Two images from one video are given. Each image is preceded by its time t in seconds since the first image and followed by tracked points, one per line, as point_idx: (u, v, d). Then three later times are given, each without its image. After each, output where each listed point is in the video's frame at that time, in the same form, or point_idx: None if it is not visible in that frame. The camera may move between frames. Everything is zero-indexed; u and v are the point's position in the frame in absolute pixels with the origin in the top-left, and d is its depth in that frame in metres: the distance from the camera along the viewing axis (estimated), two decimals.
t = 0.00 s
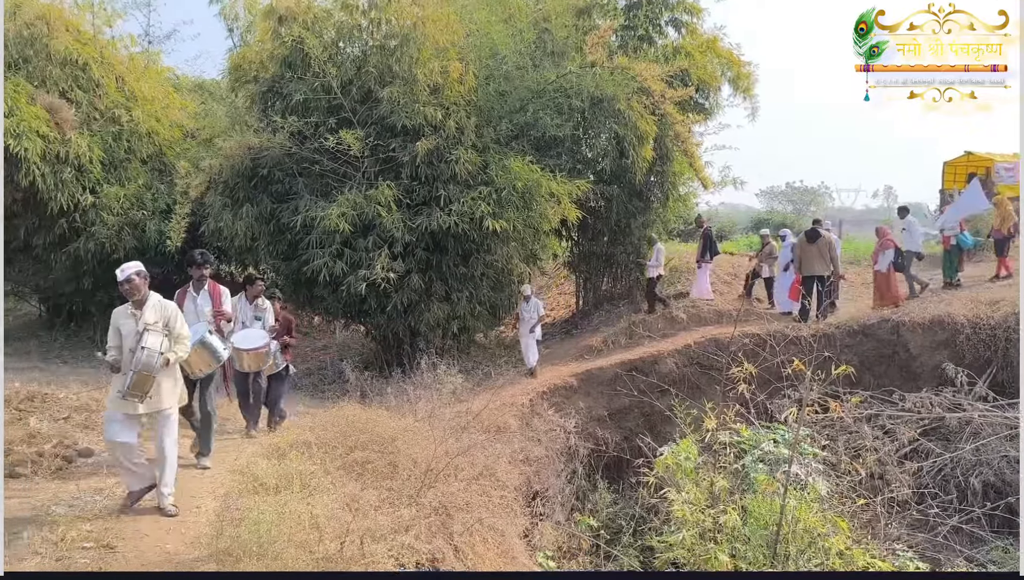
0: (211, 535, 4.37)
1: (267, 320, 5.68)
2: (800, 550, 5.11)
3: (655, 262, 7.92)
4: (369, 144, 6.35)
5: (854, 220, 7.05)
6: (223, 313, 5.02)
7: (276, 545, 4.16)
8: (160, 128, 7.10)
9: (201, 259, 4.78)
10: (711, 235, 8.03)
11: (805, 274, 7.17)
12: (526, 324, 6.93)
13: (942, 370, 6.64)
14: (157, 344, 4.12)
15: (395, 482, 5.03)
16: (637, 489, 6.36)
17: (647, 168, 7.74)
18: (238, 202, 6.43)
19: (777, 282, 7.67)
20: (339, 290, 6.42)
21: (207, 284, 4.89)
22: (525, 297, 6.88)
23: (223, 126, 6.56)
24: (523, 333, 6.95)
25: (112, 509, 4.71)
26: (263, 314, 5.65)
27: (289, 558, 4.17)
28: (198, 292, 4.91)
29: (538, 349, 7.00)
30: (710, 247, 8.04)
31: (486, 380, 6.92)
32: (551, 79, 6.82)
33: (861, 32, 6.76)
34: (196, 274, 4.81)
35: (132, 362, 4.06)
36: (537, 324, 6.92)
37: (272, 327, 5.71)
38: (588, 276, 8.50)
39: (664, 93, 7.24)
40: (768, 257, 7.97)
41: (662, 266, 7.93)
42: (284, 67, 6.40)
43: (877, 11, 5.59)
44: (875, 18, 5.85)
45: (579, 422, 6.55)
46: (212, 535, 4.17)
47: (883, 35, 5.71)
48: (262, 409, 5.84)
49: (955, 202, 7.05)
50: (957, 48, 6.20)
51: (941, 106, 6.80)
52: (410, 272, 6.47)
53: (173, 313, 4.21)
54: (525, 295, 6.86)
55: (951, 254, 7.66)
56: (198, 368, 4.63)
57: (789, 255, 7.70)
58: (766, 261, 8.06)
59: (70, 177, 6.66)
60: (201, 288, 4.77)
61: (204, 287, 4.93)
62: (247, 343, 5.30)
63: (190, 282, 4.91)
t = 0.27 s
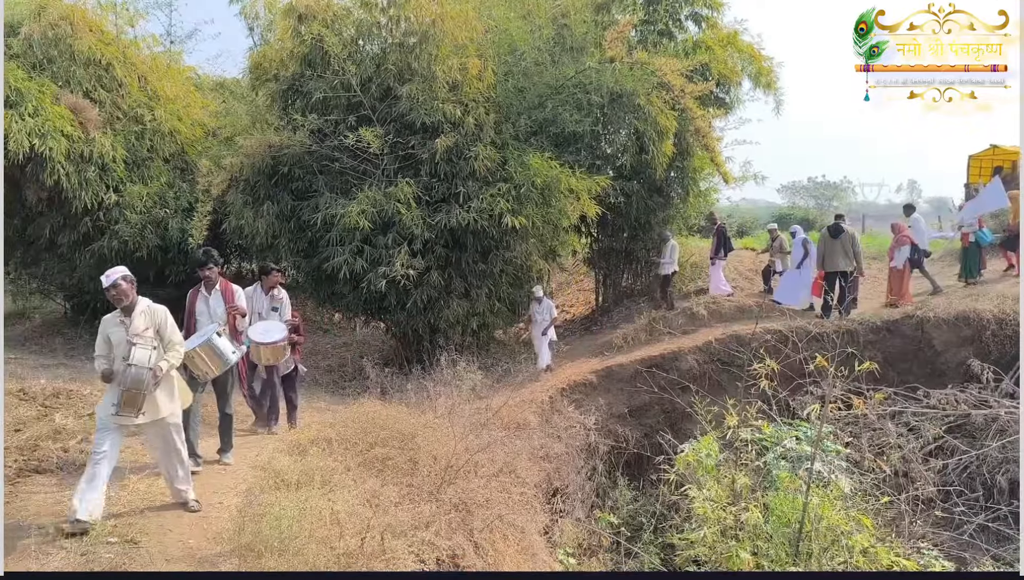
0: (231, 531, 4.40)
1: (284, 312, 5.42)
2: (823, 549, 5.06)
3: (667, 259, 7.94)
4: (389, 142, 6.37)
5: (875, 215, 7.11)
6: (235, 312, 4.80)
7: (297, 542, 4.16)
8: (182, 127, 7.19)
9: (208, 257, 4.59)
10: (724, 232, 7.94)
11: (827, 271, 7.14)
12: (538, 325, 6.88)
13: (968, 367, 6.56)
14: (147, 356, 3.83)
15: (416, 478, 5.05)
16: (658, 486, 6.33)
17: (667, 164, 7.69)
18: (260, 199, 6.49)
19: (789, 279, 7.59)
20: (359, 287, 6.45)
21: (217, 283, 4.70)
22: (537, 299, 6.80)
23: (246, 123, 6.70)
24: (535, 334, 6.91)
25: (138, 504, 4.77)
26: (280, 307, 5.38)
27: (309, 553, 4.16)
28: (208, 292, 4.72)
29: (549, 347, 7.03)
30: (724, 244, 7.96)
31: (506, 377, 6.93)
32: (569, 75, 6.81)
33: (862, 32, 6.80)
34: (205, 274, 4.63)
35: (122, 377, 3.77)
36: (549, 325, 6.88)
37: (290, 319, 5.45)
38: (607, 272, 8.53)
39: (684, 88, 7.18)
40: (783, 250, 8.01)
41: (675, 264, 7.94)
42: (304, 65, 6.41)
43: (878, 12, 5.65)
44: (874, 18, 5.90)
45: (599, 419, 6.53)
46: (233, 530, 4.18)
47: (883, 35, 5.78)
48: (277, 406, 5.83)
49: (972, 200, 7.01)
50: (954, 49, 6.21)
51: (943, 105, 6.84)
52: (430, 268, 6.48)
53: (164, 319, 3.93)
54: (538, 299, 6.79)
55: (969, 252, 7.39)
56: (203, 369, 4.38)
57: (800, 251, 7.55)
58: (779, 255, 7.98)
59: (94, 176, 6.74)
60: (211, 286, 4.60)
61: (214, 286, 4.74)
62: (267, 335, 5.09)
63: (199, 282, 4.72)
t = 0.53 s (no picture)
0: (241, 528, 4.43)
1: (284, 312, 5.54)
2: (833, 546, 5.05)
3: (671, 258, 7.92)
4: (397, 140, 6.38)
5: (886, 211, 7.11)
6: (232, 311, 4.80)
7: (307, 538, 4.20)
8: (191, 126, 7.21)
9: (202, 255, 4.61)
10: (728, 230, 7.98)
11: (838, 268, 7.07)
12: (539, 325, 6.93)
13: (979, 363, 6.52)
14: (115, 348, 3.95)
15: (425, 476, 5.06)
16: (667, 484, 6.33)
17: (675, 160, 7.66)
18: (268, 198, 6.50)
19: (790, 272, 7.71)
20: (368, 285, 6.47)
21: (211, 281, 4.71)
22: (539, 299, 6.87)
23: (254, 122, 6.71)
24: (536, 333, 6.94)
25: (150, 502, 4.81)
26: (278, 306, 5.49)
27: (319, 550, 4.18)
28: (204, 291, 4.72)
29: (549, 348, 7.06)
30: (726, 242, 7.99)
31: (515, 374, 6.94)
32: (577, 72, 6.80)
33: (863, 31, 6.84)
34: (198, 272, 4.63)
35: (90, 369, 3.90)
36: (550, 325, 6.93)
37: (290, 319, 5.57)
38: (616, 269, 8.50)
39: (693, 83, 7.14)
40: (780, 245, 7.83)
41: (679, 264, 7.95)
42: (312, 63, 6.43)
43: (879, 10, 5.67)
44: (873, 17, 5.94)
45: (607, 416, 6.53)
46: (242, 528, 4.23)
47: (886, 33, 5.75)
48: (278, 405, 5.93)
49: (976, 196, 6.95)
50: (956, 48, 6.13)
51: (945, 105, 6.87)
52: (438, 266, 6.49)
53: (132, 312, 4.04)
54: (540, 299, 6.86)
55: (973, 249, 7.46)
56: (204, 368, 4.48)
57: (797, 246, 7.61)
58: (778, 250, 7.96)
59: (104, 175, 6.77)
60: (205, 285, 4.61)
61: (209, 283, 4.74)
62: (269, 338, 5.15)
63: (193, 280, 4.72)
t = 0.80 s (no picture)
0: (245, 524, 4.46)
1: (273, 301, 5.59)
2: (837, 543, 5.06)
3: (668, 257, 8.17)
4: (399, 137, 6.38)
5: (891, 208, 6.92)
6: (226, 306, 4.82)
7: (311, 535, 4.23)
8: (194, 124, 7.21)
9: (198, 250, 4.61)
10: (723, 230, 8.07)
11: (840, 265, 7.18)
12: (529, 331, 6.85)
13: (982, 359, 6.52)
14: (75, 351, 3.89)
15: (428, 473, 5.07)
16: (670, 481, 6.33)
17: (678, 157, 7.65)
18: (271, 196, 6.52)
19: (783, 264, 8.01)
20: (370, 282, 6.48)
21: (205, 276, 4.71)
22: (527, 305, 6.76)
23: (257, 120, 6.70)
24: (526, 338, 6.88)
25: (156, 499, 4.82)
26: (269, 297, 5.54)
27: (322, 548, 4.22)
28: (199, 286, 4.72)
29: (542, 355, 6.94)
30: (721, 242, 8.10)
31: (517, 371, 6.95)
32: (580, 69, 6.79)
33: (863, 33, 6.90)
34: (192, 267, 4.63)
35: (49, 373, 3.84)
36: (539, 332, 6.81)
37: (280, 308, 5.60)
38: (618, 266, 8.44)
39: (695, 80, 7.14)
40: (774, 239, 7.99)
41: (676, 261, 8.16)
42: (315, 61, 6.43)
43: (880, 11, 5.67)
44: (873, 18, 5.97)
45: (610, 413, 6.53)
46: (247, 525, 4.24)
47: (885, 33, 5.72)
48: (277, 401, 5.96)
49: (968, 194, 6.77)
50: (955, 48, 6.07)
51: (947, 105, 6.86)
52: (441, 264, 6.50)
53: (107, 316, 4.02)
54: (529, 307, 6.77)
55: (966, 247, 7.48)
56: (202, 369, 4.45)
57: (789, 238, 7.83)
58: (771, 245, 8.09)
59: (107, 174, 6.78)
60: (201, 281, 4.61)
61: (203, 279, 4.73)
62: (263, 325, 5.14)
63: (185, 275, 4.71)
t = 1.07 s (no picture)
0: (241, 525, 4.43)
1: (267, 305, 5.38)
2: (836, 541, 5.05)
3: (661, 258, 8.09)
4: (397, 136, 6.37)
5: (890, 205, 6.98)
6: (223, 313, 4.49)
7: (308, 535, 4.19)
8: (192, 124, 7.19)
9: (198, 252, 4.29)
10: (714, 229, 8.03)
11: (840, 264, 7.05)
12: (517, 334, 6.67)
13: (981, 358, 6.50)
14: (43, 369, 3.52)
15: (427, 473, 5.06)
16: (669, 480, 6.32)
17: (676, 156, 7.63)
18: (269, 195, 6.52)
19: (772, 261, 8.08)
20: (369, 282, 6.47)
21: (203, 281, 4.39)
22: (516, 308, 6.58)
23: (254, 120, 6.67)
24: (514, 342, 6.69)
25: (153, 499, 4.79)
26: (263, 299, 5.34)
27: (320, 547, 4.19)
28: (196, 290, 4.40)
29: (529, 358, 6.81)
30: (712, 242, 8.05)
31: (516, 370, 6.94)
32: (578, 68, 6.78)
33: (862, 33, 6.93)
34: (190, 270, 4.30)
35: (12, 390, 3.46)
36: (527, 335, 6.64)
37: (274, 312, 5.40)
38: (616, 265, 8.40)
39: (693, 79, 7.14)
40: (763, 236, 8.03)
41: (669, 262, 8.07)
42: (313, 60, 6.43)
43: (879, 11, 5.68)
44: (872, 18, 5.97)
45: (609, 413, 6.52)
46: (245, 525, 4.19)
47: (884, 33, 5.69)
48: (271, 404, 5.81)
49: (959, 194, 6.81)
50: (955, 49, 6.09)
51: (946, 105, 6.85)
52: (439, 263, 6.49)
53: (79, 329, 3.66)
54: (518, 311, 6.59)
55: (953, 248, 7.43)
56: (195, 377, 4.12)
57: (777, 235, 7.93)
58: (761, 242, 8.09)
59: (105, 173, 6.77)
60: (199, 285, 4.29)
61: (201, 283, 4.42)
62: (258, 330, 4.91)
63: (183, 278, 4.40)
